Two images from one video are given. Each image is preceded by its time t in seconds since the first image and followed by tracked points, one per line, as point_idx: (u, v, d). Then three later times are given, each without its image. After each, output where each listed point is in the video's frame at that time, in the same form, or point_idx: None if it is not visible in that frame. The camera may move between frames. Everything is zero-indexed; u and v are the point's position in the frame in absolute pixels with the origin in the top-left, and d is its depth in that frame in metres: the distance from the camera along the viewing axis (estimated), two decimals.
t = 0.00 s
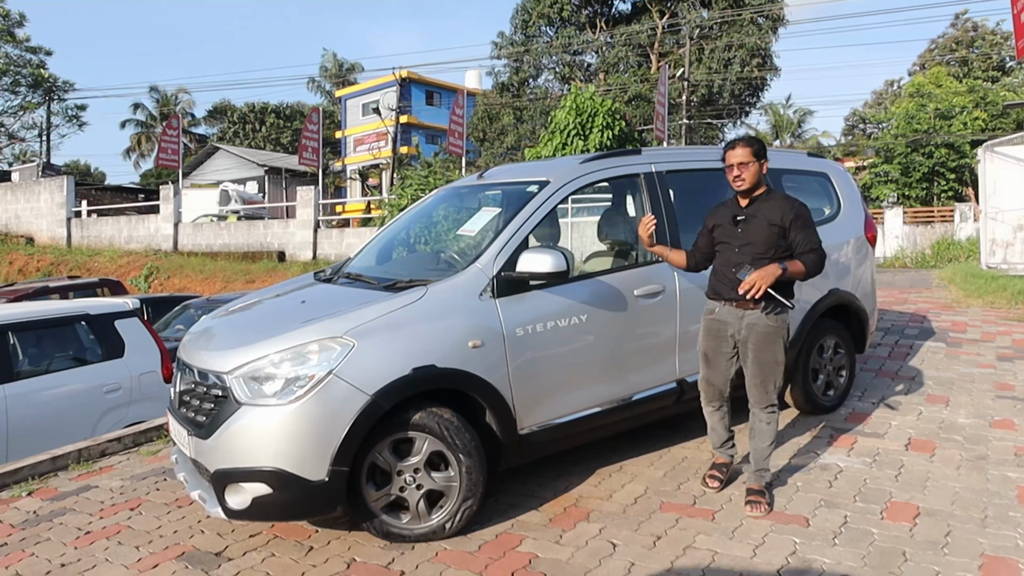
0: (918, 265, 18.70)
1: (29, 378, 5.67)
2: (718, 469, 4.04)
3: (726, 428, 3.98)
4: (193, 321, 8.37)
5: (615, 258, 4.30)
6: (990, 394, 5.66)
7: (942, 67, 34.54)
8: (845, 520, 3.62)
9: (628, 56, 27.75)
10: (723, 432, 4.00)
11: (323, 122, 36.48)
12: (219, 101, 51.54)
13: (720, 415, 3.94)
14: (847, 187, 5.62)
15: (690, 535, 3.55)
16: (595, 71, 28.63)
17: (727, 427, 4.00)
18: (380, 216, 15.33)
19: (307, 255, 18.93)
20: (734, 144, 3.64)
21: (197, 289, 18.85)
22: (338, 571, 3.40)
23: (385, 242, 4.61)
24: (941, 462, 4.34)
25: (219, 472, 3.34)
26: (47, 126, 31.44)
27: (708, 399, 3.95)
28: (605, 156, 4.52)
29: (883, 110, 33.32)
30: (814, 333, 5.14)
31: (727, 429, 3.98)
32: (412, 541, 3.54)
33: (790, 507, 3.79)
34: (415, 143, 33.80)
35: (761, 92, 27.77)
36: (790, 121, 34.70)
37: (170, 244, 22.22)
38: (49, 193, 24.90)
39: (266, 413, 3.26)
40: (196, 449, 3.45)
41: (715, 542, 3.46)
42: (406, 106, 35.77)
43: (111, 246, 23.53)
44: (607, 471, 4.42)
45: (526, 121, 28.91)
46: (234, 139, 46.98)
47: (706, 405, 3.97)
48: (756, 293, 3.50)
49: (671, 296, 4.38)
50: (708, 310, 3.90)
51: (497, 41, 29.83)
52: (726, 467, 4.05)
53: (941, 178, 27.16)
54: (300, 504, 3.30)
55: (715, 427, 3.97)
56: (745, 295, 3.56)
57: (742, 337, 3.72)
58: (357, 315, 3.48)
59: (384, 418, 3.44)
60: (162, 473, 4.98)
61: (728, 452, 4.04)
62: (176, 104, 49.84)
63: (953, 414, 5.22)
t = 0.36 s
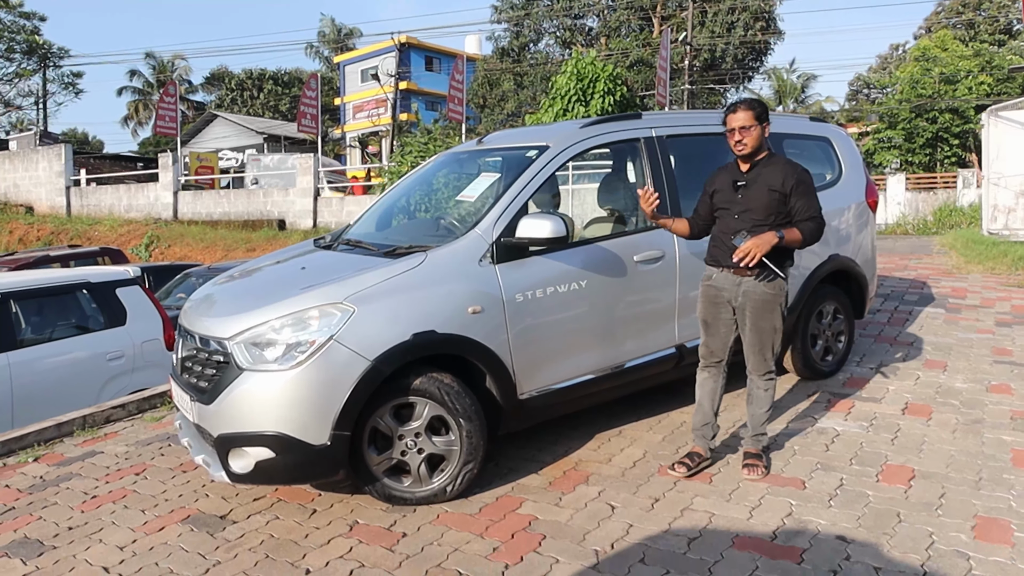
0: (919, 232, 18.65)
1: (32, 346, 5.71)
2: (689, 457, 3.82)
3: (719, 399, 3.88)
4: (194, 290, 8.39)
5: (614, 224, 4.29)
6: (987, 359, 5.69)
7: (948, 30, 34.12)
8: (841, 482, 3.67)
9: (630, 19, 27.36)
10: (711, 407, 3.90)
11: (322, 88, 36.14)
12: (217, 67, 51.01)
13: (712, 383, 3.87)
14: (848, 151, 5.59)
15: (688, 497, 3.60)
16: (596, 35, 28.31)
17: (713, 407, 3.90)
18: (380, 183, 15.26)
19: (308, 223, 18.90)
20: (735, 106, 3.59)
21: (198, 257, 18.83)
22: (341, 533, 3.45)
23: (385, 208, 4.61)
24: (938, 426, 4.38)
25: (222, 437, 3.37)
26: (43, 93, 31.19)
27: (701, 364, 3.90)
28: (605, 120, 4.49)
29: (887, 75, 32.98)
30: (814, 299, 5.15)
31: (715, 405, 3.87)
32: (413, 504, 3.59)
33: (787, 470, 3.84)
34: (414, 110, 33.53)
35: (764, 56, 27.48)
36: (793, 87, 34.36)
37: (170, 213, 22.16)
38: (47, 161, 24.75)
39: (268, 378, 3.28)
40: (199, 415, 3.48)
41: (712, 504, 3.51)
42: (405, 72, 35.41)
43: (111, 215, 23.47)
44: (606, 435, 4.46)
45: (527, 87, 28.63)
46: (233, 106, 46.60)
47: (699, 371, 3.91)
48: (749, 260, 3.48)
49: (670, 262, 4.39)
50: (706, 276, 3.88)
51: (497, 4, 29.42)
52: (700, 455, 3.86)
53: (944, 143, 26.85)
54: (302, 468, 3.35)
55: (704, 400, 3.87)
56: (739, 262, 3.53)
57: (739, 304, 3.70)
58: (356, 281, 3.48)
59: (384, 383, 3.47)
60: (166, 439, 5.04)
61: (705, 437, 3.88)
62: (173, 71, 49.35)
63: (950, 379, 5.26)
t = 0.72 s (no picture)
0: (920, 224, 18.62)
1: (32, 341, 5.70)
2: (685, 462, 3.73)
3: (714, 401, 3.80)
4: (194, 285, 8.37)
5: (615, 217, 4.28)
6: (989, 350, 5.69)
7: (949, 21, 34.00)
8: (843, 475, 3.67)
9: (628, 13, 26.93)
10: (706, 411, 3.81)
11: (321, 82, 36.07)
12: (215, 61, 50.88)
13: (706, 387, 3.78)
14: (850, 143, 5.57)
15: (690, 491, 3.59)
16: (595, 28, 28.23)
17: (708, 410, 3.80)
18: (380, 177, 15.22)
19: (307, 217, 18.87)
20: (722, 102, 3.56)
21: (198, 252, 18.81)
22: (343, 528, 3.45)
23: (385, 203, 4.59)
24: (939, 418, 4.37)
25: (224, 432, 3.37)
26: (41, 88, 31.11)
27: (694, 368, 3.81)
28: (606, 113, 4.47)
29: (887, 66, 32.91)
30: (815, 292, 5.15)
31: (710, 408, 3.79)
32: (416, 498, 3.59)
33: (789, 463, 3.83)
34: (413, 104, 33.46)
35: (764, 48, 27.42)
36: (793, 79, 34.26)
37: (169, 208, 22.13)
38: (46, 156, 24.70)
39: (269, 372, 3.27)
40: (200, 409, 3.48)
41: (714, 497, 3.51)
42: (404, 65, 35.33)
43: (110, 210, 23.42)
44: (608, 429, 4.45)
45: (526, 80, 28.54)
46: (231, 100, 46.47)
47: (692, 375, 3.81)
48: (753, 259, 3.44)
49: (671, 256, 4.37)
50: (693, 274, 3.80)
51: None
52: (698, 460, 3.77)
53: (945, 136, 26.63)
54: (304, 462, 3.34)
55: (700, 404, 3.78)
56: (741, 262, 3.49)
57: (733, 302, 3.64)
58: (358, 275, 3.48)
59: (386, 377, 3.46)
60: (167, 434, 5.03)
61: (703, 442, 3.79)
62: (171, 65, 49.23)
63: (951, 371, 5.25)
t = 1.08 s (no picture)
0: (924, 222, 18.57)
1: (36, 341, 5.69)
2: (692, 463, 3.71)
3: (714, 403, 3.75)
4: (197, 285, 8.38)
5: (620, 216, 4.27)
6: (995, 350, 5.67)
7: (951, 20, 33.94)
8: (851, 475, 3.65)
9: (631, 11, 27.20)
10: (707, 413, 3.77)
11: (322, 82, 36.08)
12: (217, 61, 50.88)
13: (704, 390, 3.73)
14: (856, 141, 5.55)
15: (697, 491, 3.58)
16: (597, 27, 28.22)
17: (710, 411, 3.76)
18: (382, 178, 15.22)
19: (309, 217, 18.87)
20: (706, 99, 3.47)
21: (200, 252, 18.81)
22: (350, 528, 3.44)
23: (388, 203, 4.57)
24: (947, 417, 4.36)
25: (230, 433, 3.36)
26: (43, 88, 31.12)
27: (688, 373, 3.76)
28: (611, 111, 4.46)
29: (889, 65, 32.86)
30: (820, 292, 5.14)
31: (712, 410, 3.75)
32: (422, 498, 3.58)
33: (797, 463, 3.82)
34: (415, 103, 33.45)
35: (766, 47, 27.39)
36: (795, 77, 34.21)
37: (171, 208, 22.13)
38: (49, 157, 24.71)
39: (275, 373, 3.27)
40: (206, 410, 3.47)
41: (722, 497, 3.50)
42: (406, 65, 35.32)
43: (112, 210, 23.44)
44: (614, 429, 4.44)
45: (528, 79, 28.51)
46: (233, 100, 46.46)
47: (688, 379, 3.77)
48: (734, 257, 3.38)
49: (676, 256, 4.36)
50: (674, 278, 3.73)
51: None
52: (707, 461, 3.76)
53: (948, 134, 26.64)
54: (311, 463, 3.33)
55: (701, 408, 3.74)
56: (721, 260, 3.43)
57: (716, 302, 3.58)
58: (365, 274, 3.47)
59: (394, 378, 3.46)
60: (172, 434, 5.03)
61: (710, 444, 3.78)
62: (172, 66, 49.24)
63: (958, 370, 5.23)
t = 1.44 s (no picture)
0: (926, 253, 18.60)
1: (39, 370, 5.69)
2: (698, 496, 3.68)
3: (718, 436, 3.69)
4: (201, 313, 8.39)
5: (626, 246, 4.28)
6: (1002, 381, 5.64)
7: (950, 52, 34.28)
8: (860, 508, 3.62)
9: (633, 44, 27.68)
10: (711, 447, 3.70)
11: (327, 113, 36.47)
12: (223, 92, 51.48)
13: (706, 423, 3.67)
14: (858, 173, 5.58)
15: (704, 524, 3.55)
16: (599, 59, 28.54)
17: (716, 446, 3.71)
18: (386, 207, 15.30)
19: (314, 246, 18.95)
20: (685, 131, 3.46)
21: (204, 281, 18.88)
22: (354, 561, 3.41)
23: (393, 233, 4.59)
24: (955, 449, 4.33)
25: (234, 463, 3.34)
26: (52, 118, 31.47)
27: (689, 407, 3.72)
28: (614, 143, 4.49)
29: (889, 97, 33.13)
30: (825, 323, 5.14)
31: (716, 443, 3.68)
32: (427, 530, 3.55)
33: (804, 496, 3.79)
34: (419, 134, 33.78)
35: (766, 79, 27.66)
36: (795, 109, 34.49)
37: (176, 237, 22.24)
38: (56, 186, 24.91)
39: (279, 403, 3.26)
40: (210, 439, 3.46)
41: (730, 530, 3.46)
42: (410, 96, 35.72)
43: (118, 239, 23.55)
44: (619, 460, 4.41)
45: (531, 110, 28.76)
46: (238, 130, 46.91)
47: (690, 413, 3.72)
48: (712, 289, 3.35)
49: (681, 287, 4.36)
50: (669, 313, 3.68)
51: (501, 29, 29.70)
52: (713, 494, 3.71)
53: (948, 164, 26.87)
54: (315, 494, 3.31)
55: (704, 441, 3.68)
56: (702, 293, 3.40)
57: (707, 335, 3.51)
58: (371, 304, 3.48)
59: (398, 408, 3.44)
60: (175, 464, 5.00)
61: (716, 476, 3.71)
62: (179, 96, 49.82)
63: (965, 402, 5.20)
